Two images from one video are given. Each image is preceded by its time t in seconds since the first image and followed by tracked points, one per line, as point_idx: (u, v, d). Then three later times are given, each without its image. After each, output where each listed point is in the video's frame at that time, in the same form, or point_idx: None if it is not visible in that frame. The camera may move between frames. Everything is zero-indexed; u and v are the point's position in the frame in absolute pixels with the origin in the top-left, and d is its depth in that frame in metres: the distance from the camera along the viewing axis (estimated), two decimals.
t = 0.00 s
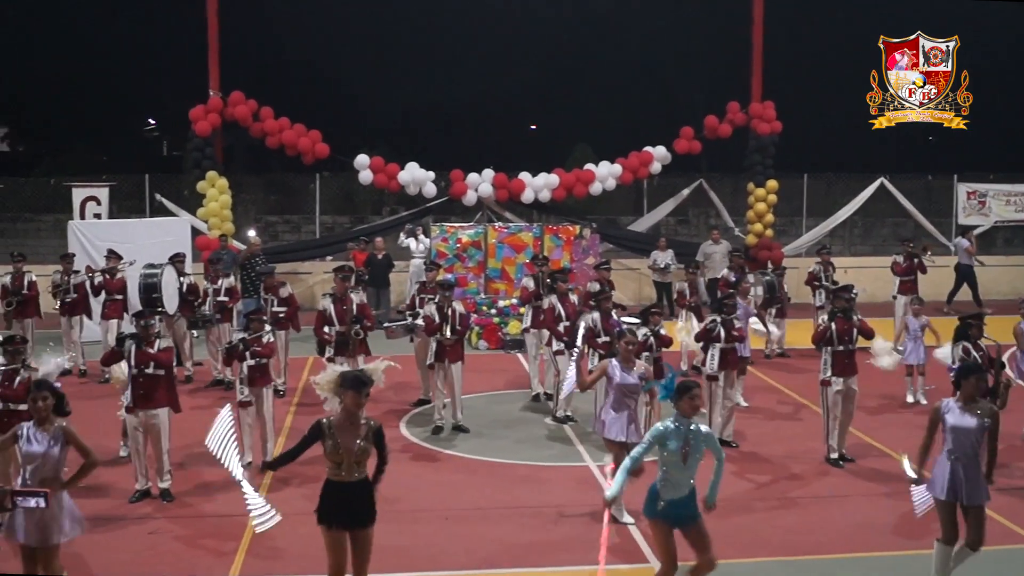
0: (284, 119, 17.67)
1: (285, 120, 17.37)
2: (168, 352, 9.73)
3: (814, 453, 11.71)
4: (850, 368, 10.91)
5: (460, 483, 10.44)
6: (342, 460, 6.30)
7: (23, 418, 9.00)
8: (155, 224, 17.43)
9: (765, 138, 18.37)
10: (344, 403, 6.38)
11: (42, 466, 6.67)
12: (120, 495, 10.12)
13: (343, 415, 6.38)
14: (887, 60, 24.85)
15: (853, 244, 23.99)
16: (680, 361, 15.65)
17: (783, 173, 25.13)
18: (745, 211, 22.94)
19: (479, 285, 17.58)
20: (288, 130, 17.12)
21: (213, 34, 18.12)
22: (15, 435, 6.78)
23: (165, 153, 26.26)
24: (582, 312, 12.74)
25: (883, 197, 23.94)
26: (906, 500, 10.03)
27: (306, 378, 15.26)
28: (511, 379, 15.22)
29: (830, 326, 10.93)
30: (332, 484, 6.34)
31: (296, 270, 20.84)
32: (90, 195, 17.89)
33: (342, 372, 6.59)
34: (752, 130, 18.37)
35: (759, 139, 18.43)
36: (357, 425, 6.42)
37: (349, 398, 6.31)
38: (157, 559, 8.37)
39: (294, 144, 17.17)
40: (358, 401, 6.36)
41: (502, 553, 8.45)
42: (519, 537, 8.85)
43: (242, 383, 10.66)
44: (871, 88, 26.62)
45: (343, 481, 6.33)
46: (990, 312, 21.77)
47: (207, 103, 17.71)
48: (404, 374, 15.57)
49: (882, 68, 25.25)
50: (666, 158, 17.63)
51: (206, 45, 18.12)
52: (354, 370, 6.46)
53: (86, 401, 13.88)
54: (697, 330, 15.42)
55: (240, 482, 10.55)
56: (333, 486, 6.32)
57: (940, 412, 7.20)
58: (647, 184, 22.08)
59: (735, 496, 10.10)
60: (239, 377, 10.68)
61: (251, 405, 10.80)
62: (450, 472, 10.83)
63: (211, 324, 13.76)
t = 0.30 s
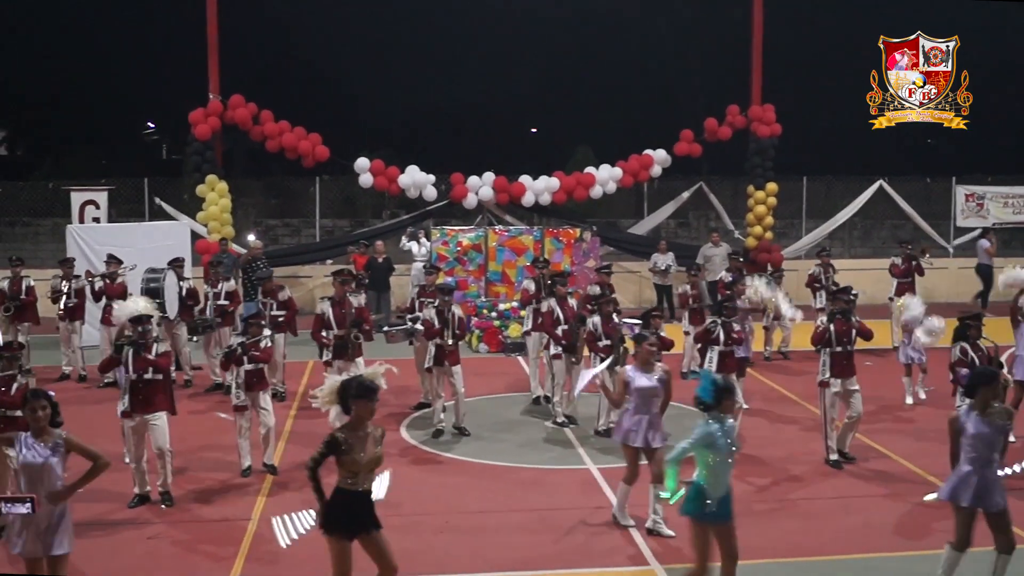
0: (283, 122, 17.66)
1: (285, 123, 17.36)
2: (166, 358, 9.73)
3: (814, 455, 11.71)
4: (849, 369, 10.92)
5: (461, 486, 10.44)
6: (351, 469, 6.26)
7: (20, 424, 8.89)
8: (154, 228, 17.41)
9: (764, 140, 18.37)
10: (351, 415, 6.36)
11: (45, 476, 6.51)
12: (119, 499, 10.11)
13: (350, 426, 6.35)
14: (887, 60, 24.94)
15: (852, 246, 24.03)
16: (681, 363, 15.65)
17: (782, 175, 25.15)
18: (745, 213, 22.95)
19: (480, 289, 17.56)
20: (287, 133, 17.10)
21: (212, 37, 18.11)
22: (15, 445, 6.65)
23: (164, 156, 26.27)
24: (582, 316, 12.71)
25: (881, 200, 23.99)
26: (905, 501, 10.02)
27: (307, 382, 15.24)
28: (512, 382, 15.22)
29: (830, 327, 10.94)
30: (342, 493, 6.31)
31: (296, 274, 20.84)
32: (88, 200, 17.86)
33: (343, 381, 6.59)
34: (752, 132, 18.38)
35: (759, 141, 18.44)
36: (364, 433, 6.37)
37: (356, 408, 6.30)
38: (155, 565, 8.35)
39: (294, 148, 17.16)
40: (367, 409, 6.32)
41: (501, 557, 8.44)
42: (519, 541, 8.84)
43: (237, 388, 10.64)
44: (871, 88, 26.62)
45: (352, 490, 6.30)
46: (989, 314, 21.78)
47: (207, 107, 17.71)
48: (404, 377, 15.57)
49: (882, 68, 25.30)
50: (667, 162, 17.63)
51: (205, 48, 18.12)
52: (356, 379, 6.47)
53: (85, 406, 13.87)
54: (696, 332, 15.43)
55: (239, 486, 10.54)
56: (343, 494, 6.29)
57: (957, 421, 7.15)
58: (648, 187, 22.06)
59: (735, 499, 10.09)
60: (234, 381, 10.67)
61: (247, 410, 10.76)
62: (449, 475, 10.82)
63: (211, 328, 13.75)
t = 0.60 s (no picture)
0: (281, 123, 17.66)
1: (283, 124, 17.35)
2: (165, 358, 9.71)
3: (812, 455, 11.72)
4: (847, 369, 10.94)
5: (459, 487, 10.44)
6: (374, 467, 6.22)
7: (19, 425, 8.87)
8: (150, 229, 17.38)
9: (761, 141, 18.39)
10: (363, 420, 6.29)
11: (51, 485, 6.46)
12: (117, 500, 10.10)
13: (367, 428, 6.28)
14: (887, 60, 25.01)
15: (849, 246, 24.06)
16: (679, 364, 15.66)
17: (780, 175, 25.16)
18: (742, 213, 22.96)
19: (477, 289, 17.57)
20: (285, 134, 17.09)
21: (210, 37, 18.10)
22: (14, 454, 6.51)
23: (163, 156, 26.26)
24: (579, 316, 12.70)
25: (879, 200, 23.99)
26: (902, 501, 10.03)
27: (305, 383, 15.23)
28: (510, 383, 15.23)
29: (828, 328, 10.95)
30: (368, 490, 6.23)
31: (294, 275, 20.84)
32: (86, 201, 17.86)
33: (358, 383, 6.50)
34: (749, 133, 18.38)
35: (756, 142, 18.45)
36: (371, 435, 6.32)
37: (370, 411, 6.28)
38: (154, 565, 8.36)
39: (292, 148, 17.15)
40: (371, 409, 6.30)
41: (499, 557, 8.45)
42: (517, 541, 8.85)
43: (238, 389, 10.63)
44: (870, 88, 26.65)
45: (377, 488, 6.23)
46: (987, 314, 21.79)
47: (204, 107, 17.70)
48: (402, 378, 15.57)
49: (882, 68, 25.37)
50: (663, 162, 17.65)
51: (203, 49, 18.11)
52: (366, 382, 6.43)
53: (82, 407, 13.86)
54: (694, 333, 15.33)
55: (237, 487, 10.55)
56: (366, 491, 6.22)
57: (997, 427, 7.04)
58: (645, 188, 22.08)
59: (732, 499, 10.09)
60: (235, 383, 10.66)
61: (249, 411, 10.74)
62: (447, 476, 10.83)
63: (209, 329, 13.73)
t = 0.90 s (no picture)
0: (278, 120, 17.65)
1: (280, 120, 17.32)
2: (161, 354, 9.70)
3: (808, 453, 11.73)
4: (843, 367, 10.93)
5: (455, 484, 10.43)
6: (395, 458, 6.39)
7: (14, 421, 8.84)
8: (147, 225, 17.36)
9: (758, 138, 18.40)
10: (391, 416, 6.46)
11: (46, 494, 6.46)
12: (113, 497, 10.08)
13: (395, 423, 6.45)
14: (887, 60, 25.04)
15: (846, 244, 24.06)
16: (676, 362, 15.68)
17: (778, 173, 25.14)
18: (739, 210, 22.96)
19: (473, 286, 17.55)
20: (282, 130, 17.06)
21: (207, 34, 18.07)
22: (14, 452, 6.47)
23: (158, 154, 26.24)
24: (575, 312, 12.68)
25: (875, 197, 24.00)
26: (898, 499, 10.04)
27: (301, 379, 15.23)
28: (505, 380, 15.22)
29: (824, 325, 10.97)
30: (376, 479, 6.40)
31: (290, 271, 20.81)
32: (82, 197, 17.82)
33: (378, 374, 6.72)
34: (747, 130, 18.40)
35: (753, 140, 18.46)
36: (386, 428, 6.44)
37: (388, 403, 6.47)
38: (150, 561, 8.35)
39: (289, 144, 17.13)
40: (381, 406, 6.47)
41: (495, 555, 8.44)
42: (513, 538, 8.85)
43: (233, 385, 10.61)
44: (870, 88, 26.65)
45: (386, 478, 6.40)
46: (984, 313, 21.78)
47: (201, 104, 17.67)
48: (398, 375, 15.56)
49: (882, 68, 25.40)
50: (661, 160, 17.67)
51: (200, 46, 18.07)
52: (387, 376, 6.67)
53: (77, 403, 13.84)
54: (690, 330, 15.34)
55: (233, 483, 10.53)
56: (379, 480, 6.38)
57: None
58: (642, 185, 22.11)
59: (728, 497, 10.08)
60: (230, 379, 10.64)
61: (242, 407, 10.72)
62: (443, 473, 10.83)
63: (204, 326, 13.71)
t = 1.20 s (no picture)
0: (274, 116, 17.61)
1: (275, 117, 17.29)
2: (156, 352, 9.69)
3: (804, 450, 11.75)
4: (838, 364, 10.95)
5: (452, 481, 10.42)
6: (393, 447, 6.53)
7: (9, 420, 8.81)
8: (142, 222, 17.31)
9: (754, 136, 18.41)
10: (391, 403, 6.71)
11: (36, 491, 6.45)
12: (108, 495, 10.07)
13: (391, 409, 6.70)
14: (887, 60, 25.12)
15: (841, 240, 24.09)
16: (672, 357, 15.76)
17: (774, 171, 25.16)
18: (735, 208, 22.99)
19: (470, 283, 17.57)
20: (278, 126, 17.03)
21: (202, 31, 18.03)
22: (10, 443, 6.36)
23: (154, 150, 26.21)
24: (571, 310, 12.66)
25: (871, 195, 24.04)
26: (894, 495, 10.06)
27: (297, 377, 15.21)
28: (502, 377, 15.21)
29: (820, 322, 10.98)
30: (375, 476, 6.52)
31: (286, 268, 20.78)
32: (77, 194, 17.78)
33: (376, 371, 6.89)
34: (743, 128, 18.41)
35: (749, 137, 18.46)
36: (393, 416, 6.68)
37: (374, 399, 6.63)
38: (146, 559, 8.35)
39: (285, 141, 17.10)
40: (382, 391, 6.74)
41: (491, 552, 8.44)
42: (509, 535, 8.85)
43: (228, 383, 10.58)
44: (871, 88, 26.67)
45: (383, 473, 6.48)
46: (979, 311, 21.82)
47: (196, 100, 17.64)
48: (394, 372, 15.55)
49: (882, 68, 25.45)
50: (657, 157, 17.66)
51: (196, 44, 18.04)
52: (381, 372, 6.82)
53: (74, 400, 13.83)
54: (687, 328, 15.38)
55: (228, 481, 10.52)
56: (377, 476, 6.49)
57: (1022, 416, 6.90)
58: (638, 182, 22.11)
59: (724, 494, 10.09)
60: (225, 377, 10.61)
61: (237, 405, 10.68)
62: (439, 470, 10.82)
63: (200, 324, 13.68)
